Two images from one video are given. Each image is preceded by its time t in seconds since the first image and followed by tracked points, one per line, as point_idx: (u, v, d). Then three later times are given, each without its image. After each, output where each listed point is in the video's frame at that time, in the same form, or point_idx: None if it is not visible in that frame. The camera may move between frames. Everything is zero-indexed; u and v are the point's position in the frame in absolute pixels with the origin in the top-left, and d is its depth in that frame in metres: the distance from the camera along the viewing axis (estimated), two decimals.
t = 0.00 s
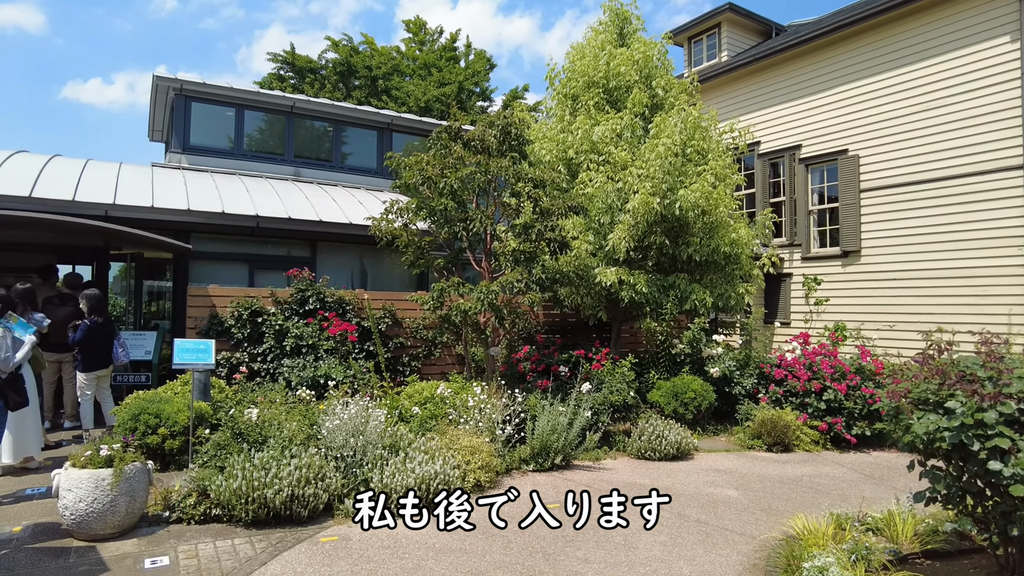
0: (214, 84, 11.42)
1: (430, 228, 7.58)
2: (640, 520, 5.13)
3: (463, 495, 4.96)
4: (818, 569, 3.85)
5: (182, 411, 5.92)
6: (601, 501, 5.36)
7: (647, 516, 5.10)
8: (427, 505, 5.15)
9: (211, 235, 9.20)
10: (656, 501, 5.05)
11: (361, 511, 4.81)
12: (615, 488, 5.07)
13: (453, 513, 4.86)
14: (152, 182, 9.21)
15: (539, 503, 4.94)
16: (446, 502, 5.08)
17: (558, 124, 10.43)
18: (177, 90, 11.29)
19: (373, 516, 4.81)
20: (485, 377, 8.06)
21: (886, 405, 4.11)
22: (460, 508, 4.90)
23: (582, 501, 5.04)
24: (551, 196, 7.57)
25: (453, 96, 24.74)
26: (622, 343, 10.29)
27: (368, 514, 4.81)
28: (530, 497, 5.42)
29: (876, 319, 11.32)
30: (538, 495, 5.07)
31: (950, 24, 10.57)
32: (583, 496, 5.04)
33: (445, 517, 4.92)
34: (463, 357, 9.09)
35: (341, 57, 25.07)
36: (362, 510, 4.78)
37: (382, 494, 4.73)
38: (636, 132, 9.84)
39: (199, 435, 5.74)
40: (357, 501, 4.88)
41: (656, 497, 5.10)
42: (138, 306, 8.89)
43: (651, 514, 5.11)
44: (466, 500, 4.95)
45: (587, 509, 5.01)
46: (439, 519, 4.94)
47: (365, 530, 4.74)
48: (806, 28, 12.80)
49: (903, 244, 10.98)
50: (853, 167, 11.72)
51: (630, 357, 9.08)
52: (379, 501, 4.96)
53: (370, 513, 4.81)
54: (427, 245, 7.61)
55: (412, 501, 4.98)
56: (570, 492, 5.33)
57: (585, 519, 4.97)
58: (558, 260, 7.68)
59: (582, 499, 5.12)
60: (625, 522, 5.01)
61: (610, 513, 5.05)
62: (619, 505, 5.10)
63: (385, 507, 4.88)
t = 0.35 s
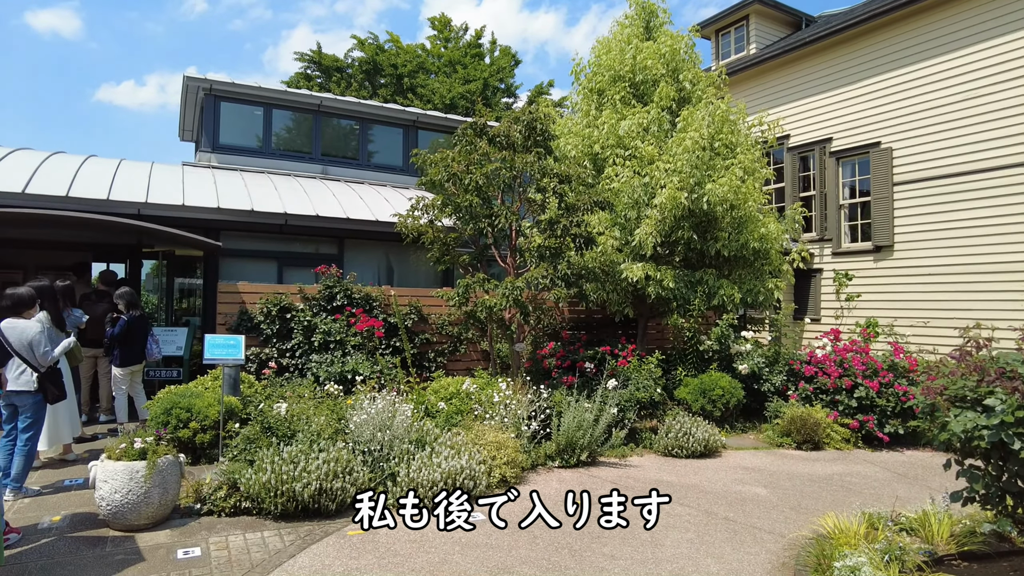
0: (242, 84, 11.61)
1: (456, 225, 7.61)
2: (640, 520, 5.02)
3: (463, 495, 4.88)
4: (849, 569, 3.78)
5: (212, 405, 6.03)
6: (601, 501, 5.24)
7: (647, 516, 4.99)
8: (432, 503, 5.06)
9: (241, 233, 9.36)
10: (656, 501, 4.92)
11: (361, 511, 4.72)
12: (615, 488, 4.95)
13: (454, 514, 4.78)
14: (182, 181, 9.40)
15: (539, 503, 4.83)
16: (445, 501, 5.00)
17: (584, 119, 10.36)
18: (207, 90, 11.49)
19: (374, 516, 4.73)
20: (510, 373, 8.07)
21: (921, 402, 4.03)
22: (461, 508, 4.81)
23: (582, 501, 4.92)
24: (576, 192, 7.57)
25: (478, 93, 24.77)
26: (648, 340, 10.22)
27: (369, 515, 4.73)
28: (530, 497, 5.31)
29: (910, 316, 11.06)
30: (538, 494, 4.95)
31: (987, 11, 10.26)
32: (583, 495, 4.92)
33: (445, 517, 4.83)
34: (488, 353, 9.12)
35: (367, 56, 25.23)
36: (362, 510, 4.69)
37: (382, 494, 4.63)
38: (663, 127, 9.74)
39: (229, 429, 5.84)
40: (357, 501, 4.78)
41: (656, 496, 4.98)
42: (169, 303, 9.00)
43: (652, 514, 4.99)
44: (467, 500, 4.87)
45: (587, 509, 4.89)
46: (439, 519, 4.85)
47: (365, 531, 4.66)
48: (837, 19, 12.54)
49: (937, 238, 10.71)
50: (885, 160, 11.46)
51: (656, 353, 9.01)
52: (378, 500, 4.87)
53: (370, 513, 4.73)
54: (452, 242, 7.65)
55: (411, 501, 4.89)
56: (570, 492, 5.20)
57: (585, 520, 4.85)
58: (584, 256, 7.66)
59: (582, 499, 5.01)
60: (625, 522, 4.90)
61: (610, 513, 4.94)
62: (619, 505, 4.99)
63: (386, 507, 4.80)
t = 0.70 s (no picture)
0: (256, 82, 11.69)
1: (468, 222, 7.61)
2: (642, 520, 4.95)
3: (463, 495, 4.81)
4: (866, 568, 3.74)
5: (227, 401, 6.08)
6: (601, 500, 5.16)
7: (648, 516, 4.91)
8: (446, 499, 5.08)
9: (255, 230, 9.42)
10: (656, 501, 4.85)
11: (361, 511, 4.66)
12: (615, 488, 4.89)
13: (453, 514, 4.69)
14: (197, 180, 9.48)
15: (539, 503, 4.75)
16: (446, 502, 4.94)
17: (597, 115, 10.31)
18: (220, 88, 11.58)
19: (374, 516, 4.66)
20: (523, 370, 8.07)
21: (940, 400, 3.98)
22: (461, 508, 4.74)
23: (582, 500, 4.84)
24: (589, 188, 7.56)
25: (490, 90, 24.74)
26: (661, 337, 10.19)
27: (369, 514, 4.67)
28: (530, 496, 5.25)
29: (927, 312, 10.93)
30: (538, 493, 4.88)
31: (1007, 3, 10.08)
32: (583, 495, 4.84)
33: (446, 517, 4.75)
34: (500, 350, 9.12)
35: (379, 53, 25.24)
36: (362, 510, 4.63)
37: (381, 493, 4.55)
38: (677, 122, 9.67)
39: (244, 426, 5.89)
40: (358, 502, 4.72)
41: (656, 496, 4.90)
42: (185, 301, 9.11)
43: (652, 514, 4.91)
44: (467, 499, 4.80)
45: (587, 509, 4.81)
46: (440, 519, 4.76)
47: (365, 531, 4.59)
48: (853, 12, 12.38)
49: (955, 234, 10.57)
50: (902, 155, 11.32)
51: (670, 350, 8.96)
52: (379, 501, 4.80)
53: (371, 513, 4.66)
54: (465, 239, 7.66)
55: (412, 500, 4.82)
56: (570, 492, 5.13)
57: (585, 519, 4.78)
58: (597, 252, 7.64)
59: (583, 499, 4.94)
60: (625, 522, 4.83)
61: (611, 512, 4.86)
62: (620, 505, 4.92)
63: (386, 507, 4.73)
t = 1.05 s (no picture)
0: (266, 81, 11.74)
1: (478, 219, 7.62)
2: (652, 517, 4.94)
3: (463, 495, 4.76)
4: (879, 567, 3.71)
5: (239, 398, 6.11)
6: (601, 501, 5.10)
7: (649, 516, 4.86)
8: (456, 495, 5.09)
9: (265, 228, 9.47)
10: (656, 501, 4.79)
11: (361, 511, 4.59)
12: (615, 488, 4.84)
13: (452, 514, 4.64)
14: (207, 177, 9.53)
15: (539, 503, 4.69)
16: (445, 502, 4.88)
17: (607, 111, 10.27)
18: (231, 87, 11.63)
19: (374, 516, 4.59)
20: (532, 367, 8.07)
21: (954, 397, 3.94)
22: (460, 508, 4.69)
23: (582, 501, 4.79)
24: (598, 185, 7.55)
25: (499, 86, 24.72)
26: (671, 334, 10.16)
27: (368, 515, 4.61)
28: (530, 496, 5.19)
29: (941, 309, 10.83)
30: (538, 494, 4.81)
31: None
32: (583, 495, 4.79)
33: (445, 517, 4.70)
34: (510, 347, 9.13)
35: (389, 51, 25.27)
36: (362, 510, 4.56)
37: (381, 494, 4.47)
38: (687, 118, 9.62)
39: (255, 422, 5.93)
40: (357, 502, 4.64)
41: (656, 496, 4.84)
42: (196, 298, 9.18)
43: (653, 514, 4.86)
44: (466, 500, 4.75)
45: (587, 509, 4.76)
46: (439, 519, 4.71)
47: (368, 529, 4.55)
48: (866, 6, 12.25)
49: (970, 229, 10.45)
50: (916, 150, 11.21)
51: (681, 347, 8.93)
52: (379, 501, 4.74)
53: (371, 514, 4.59)
54: (475, 236, 7.67)
55: (411, 501, 4.76)
56: (569, 493, 5.08)
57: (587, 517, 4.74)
58: (606, 249, 7.63)
59: (582, 500, 4.88)
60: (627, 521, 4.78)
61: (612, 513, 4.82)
62: (620, 505, 4.86)
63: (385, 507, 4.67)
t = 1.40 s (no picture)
0: (274, 80, 11.80)
1: (484, 218, 7.63)
2: (657, 517, 4.93)
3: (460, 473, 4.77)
4: (886, 566, 3.69)
5: (247, 396, 6.15)
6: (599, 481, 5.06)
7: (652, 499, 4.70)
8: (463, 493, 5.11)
9: (273, 227, 9.52)
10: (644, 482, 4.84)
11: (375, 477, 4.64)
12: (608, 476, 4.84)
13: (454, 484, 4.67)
14: (216, 177, 9.60)
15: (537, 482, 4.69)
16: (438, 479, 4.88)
17: (614, 109, 10.23)
18: (239, 86, 11.69)
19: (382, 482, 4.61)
20: (539, 366, 8.07)
21: (963, 397, 3.91)
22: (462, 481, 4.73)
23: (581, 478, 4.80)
24: (605, 183, 7.54)
25: (506, 85, 24.69)
26: (679, 333, 10.15)
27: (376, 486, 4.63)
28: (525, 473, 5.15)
29: (951, 308, 10.76)
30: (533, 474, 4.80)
31: None
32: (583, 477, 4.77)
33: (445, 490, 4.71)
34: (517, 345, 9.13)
35: (396, 50, 25.27)
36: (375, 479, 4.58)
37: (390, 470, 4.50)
38: (695, 116, 9.59)
39: (264, 420, 5.96)
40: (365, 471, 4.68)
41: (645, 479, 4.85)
42: (205, 297, 9.26)
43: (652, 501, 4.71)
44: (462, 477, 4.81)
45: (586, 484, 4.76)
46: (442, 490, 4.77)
47: (375, 528, 4.57)
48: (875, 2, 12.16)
49: (981, 227, 10.36)
50: (926, 147, 11.12)
51: (688, 346, 8.91)
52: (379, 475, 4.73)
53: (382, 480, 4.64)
54: (481, 234, 7.68)
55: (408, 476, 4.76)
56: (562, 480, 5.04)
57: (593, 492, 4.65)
58: (613, 248, 7.62)
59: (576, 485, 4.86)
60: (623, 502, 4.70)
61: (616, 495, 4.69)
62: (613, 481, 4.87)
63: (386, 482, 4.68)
